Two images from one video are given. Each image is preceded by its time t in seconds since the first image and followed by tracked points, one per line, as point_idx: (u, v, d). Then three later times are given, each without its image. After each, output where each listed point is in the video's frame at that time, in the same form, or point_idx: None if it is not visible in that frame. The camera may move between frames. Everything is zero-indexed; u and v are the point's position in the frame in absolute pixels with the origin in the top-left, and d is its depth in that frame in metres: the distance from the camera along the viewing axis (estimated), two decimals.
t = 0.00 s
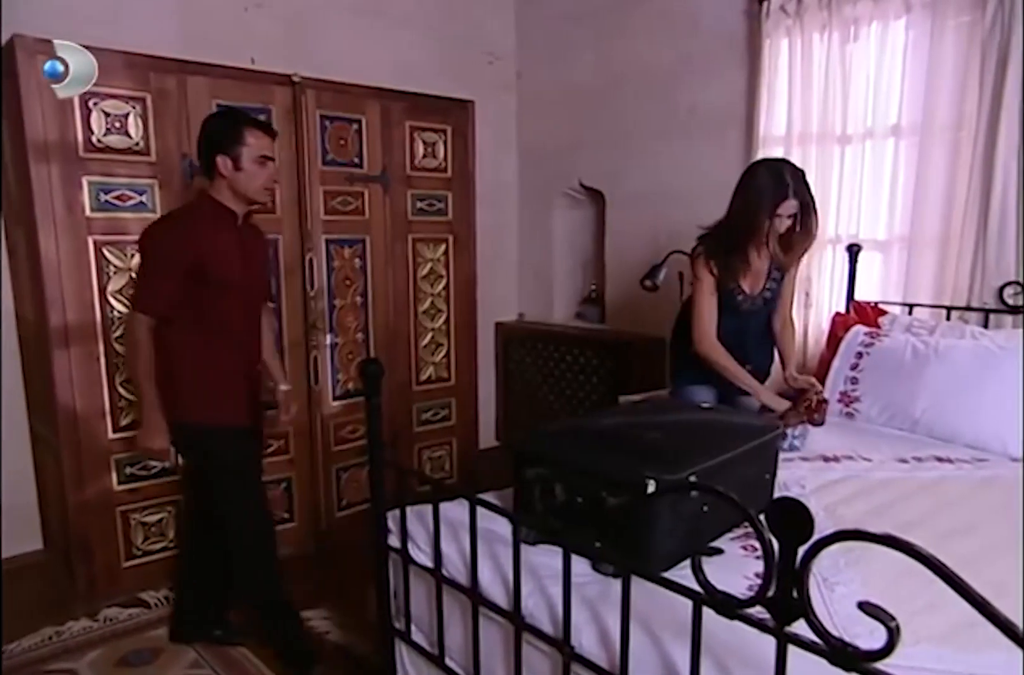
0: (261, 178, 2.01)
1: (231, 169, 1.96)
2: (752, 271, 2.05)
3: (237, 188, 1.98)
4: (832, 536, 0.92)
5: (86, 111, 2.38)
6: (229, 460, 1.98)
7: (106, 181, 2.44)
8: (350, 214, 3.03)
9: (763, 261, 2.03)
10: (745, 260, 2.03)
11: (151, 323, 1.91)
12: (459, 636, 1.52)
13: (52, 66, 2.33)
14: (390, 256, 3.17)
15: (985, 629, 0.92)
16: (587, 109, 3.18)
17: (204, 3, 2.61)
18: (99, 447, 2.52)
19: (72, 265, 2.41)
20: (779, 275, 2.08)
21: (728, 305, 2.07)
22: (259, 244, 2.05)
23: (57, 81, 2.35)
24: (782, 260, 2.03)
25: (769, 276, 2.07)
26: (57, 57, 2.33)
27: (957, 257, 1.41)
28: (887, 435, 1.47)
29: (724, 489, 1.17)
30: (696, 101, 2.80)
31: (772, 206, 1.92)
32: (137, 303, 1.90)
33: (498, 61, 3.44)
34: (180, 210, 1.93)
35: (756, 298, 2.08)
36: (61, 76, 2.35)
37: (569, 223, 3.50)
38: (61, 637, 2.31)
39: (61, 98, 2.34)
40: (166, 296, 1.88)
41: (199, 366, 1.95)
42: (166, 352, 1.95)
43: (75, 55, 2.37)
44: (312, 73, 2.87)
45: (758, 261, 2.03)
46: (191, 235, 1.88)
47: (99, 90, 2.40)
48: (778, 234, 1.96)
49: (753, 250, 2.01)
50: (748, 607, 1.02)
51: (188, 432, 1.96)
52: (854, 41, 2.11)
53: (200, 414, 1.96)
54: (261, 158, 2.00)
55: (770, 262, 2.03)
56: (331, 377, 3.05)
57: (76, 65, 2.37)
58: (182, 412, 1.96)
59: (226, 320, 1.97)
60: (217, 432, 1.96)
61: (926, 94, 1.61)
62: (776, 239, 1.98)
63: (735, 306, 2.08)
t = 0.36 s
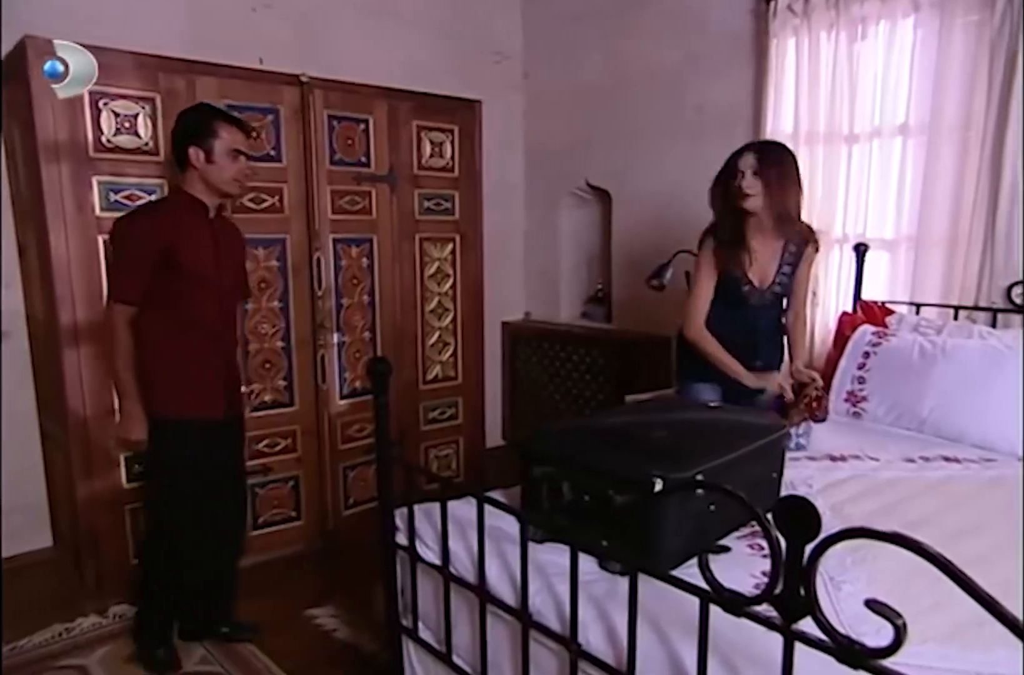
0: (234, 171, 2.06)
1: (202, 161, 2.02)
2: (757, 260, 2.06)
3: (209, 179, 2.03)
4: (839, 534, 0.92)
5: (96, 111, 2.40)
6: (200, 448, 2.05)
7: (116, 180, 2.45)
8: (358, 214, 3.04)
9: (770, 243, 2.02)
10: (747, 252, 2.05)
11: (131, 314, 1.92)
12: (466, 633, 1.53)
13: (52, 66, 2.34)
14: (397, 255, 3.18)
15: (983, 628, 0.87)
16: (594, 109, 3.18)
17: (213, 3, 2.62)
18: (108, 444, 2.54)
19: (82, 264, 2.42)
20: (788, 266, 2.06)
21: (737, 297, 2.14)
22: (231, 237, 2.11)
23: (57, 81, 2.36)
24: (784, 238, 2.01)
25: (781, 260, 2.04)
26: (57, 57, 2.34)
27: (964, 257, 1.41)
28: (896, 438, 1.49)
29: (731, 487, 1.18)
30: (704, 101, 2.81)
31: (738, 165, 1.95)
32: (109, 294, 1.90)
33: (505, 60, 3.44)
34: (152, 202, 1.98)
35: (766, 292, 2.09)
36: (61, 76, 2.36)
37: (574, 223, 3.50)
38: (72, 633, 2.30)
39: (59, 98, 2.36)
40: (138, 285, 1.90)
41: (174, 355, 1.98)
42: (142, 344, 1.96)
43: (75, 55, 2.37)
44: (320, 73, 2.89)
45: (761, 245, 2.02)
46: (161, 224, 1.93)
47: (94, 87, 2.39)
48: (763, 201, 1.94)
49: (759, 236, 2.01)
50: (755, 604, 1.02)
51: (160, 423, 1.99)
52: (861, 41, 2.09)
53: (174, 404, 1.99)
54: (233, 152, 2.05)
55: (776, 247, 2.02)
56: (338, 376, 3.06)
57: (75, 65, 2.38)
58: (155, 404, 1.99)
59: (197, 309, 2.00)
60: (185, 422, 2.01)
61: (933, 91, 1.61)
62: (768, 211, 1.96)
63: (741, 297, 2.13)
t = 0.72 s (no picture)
0: (222, 170, 2.06)
1: (190, 162, 2.01)
2: (741, 238, 2.07)
3: (199, 180, 2.03)
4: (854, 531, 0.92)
5: (114, 112, 2.42)
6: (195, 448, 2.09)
7: (133, 180, 2.48)
8: (372, 213, 3.05)
9: (760, 226, 2.06)
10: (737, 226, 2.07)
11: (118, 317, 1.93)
12: (479, 630, 1.54)
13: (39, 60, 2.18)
14: (411, 254, 3.19)
15: (993, 632, 0.88)
16: (606, 108, 3.19)
17: (229, 4, 2.65)
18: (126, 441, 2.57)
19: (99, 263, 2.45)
20: (775, 251, 2.02)
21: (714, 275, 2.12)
22: (220, 236, 2.12)
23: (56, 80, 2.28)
24: (778, 222, 2.04)
25: (770, 244, 2.02)
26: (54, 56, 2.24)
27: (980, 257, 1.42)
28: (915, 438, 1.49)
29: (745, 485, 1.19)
30: (717, 99, 2.81)
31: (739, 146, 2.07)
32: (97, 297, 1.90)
33: (518, 60, 3.45)
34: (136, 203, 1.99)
35: (742, 272, 2.05)
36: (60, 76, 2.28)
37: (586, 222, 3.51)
38: (90, 626, 2.26)
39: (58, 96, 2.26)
40: (125, 286, 1.92)
41: (162, 355, 2.01)
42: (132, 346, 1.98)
43: (73, 55, 2.31)
44: (335, 73, 2.91)
45: (752, 225, 2.06)
46: (146, 224, 1.94)
47: (110, 87, 2.41)
48: (763, 176, 1.99)
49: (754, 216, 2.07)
50: (768, 601, 1.03)
51: (152, 426, 2.01)
52: (877, 38, 2.14)
53: (165, 403, 2.02)
54: (221, 150, 2.04)
55: (767, 228, 2.04)
56: (352, 374, 3.08)
57: (75, 65, 2.33)
58: (145, 406, 2.00)
59: (182, 309, 2.02)
60: (176, 424, 2.04)
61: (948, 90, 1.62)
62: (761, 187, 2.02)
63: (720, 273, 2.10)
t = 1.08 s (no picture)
0: (267, 174, 2.08)
1: (236, 165, 2.03)
2: (706, 228, 2.11)
3: (242, 183, 2.05)
4: (871, 529, 0.92)
5: (134, 111, 2.45)
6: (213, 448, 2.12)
7: (152, 179, 2.50)
8: (388, 211, 3.07)
9: (721, 215, 2.08)
10: (699, 216, 2.11)
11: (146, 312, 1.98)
12: (495, 625, 1.55)
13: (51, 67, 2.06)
14: (426, 252, 3.20)
15: (998, 638, 0.88)
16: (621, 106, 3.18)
17: (246, 4, 2.67)
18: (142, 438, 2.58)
19: (119, 261, 2.47)
20: (741, 236, 2.06)
21: (688, 269, 2.14)
22: (258, 236, 2.13)
23: (56, 80, 2.08)
24: (739, 208, 2.07)
25: (734, 231, 2.06)
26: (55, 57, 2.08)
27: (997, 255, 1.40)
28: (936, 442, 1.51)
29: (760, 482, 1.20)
30: (733, 95, 2.81)
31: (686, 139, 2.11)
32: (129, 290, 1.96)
33: (533, 58, 3.46)
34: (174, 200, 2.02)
35: (711, 262, 2.09)
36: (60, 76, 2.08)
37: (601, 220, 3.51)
38: (109, 620, 2.35)
39: (56, 98, 2.08)
40: (151, 283, 1.96)
41: (183, 352, 2.05)
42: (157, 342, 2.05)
43: (74, 55, 2.30)
44: (351, 72, 2.92)
45: (714, 214, 2.09)
46: (177, 223, 1.97)
47: (130, 86, 2.43)
48: (715, 164, 2.05)
49: (715, 203, 2.09)
50: (785, 598, 1.02)
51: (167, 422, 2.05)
52: (894, 34, 2.09)
53: (182, 400, 2.05)
54: (266, 154, 2.06)
55: (727, 216, 2.08)
56: (367, 371, 3.10)
57: (76, 65, 2.30)
58: (164, 401, 2.04)
59: (211, 309, 2.06)
60: (197, 423, 2.07)
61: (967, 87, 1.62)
62: (716, 177, 2.06)
63: (690, 265, 2.13)
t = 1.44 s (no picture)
0: (306, 184, 2.12)
1: (276, 172, 2.06)
2: (671, 226, 2.09)
3: (280, 190, 2.09)
4: (882, 529, 0.91)
5: (142, 110, 2.45)
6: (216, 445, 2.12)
7: (160, 178, 2.51)
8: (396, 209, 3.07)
9: (683, 214, 2.06)
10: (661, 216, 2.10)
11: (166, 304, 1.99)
12: (503, 624, 1.55)
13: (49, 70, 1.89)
14: (433, 251, 3.21)
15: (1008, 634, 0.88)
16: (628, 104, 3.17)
17: (254, 3, 2.67)
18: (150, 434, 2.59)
19: (127, 259, 2.48)
20: (703, 235, 2.04)
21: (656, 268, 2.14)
22: (284, 239, 2.16)
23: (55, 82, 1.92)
24: (699, 206, 2.04)
25: (695, 232, 2.04)
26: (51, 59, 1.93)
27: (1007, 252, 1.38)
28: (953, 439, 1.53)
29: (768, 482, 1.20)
30: (739, 94, 2.72)
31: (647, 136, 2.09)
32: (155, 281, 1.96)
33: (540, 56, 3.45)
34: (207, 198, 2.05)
35: (678, 261, 2.07)
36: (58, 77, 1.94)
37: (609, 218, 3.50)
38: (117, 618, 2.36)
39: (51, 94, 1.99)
40: (179, 276, 1.96)
41: (197, 348, 2.04)
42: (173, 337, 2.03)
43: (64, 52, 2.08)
44: (357, 71, 2.92)
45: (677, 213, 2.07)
46: (212, 219, 1.99)
47: (138, 85, 2.44)
48: (672, 161, 2.02)
49: (678, 202, 2.07)
50: (795, 598, 1.02)
51: (179, 417, 2.04)
52: (903, 31, 2.06)
53: (195, 397, 2.04)
54: (308, 165, 2.09)
55: (690, 215, 2.05)
56: (374, 370, 3.10)
57: (75, 65, 2.25)
58: (177, 397, 2.03)
59: (235, 306, 2.06)
60: (209, 419, 2.07)
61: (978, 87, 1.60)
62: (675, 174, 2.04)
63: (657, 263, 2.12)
